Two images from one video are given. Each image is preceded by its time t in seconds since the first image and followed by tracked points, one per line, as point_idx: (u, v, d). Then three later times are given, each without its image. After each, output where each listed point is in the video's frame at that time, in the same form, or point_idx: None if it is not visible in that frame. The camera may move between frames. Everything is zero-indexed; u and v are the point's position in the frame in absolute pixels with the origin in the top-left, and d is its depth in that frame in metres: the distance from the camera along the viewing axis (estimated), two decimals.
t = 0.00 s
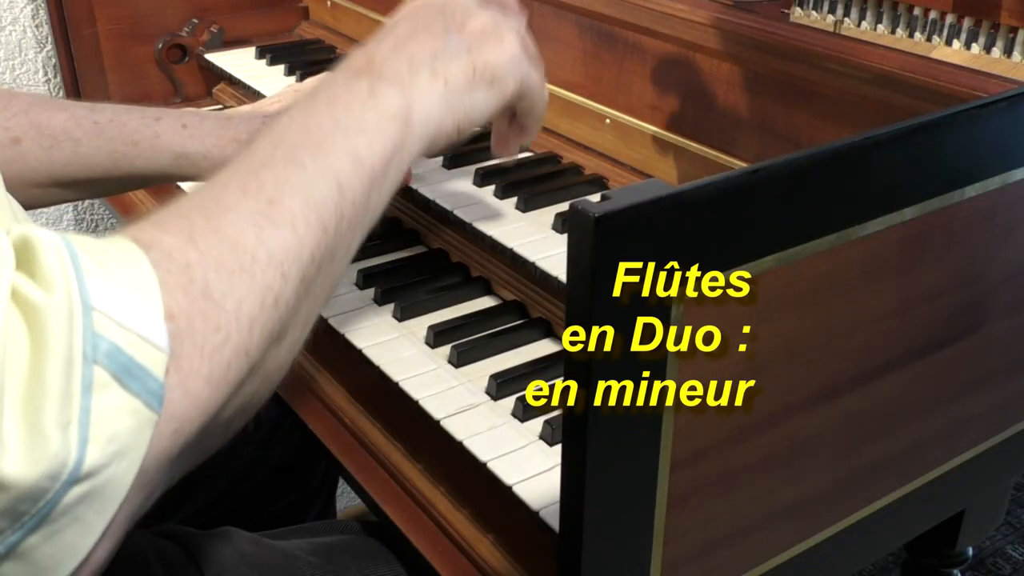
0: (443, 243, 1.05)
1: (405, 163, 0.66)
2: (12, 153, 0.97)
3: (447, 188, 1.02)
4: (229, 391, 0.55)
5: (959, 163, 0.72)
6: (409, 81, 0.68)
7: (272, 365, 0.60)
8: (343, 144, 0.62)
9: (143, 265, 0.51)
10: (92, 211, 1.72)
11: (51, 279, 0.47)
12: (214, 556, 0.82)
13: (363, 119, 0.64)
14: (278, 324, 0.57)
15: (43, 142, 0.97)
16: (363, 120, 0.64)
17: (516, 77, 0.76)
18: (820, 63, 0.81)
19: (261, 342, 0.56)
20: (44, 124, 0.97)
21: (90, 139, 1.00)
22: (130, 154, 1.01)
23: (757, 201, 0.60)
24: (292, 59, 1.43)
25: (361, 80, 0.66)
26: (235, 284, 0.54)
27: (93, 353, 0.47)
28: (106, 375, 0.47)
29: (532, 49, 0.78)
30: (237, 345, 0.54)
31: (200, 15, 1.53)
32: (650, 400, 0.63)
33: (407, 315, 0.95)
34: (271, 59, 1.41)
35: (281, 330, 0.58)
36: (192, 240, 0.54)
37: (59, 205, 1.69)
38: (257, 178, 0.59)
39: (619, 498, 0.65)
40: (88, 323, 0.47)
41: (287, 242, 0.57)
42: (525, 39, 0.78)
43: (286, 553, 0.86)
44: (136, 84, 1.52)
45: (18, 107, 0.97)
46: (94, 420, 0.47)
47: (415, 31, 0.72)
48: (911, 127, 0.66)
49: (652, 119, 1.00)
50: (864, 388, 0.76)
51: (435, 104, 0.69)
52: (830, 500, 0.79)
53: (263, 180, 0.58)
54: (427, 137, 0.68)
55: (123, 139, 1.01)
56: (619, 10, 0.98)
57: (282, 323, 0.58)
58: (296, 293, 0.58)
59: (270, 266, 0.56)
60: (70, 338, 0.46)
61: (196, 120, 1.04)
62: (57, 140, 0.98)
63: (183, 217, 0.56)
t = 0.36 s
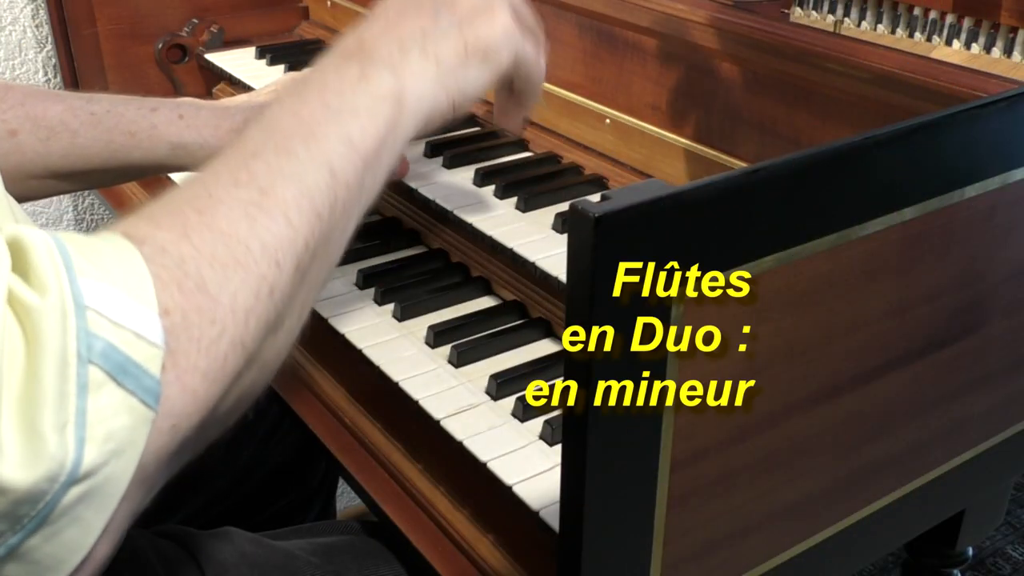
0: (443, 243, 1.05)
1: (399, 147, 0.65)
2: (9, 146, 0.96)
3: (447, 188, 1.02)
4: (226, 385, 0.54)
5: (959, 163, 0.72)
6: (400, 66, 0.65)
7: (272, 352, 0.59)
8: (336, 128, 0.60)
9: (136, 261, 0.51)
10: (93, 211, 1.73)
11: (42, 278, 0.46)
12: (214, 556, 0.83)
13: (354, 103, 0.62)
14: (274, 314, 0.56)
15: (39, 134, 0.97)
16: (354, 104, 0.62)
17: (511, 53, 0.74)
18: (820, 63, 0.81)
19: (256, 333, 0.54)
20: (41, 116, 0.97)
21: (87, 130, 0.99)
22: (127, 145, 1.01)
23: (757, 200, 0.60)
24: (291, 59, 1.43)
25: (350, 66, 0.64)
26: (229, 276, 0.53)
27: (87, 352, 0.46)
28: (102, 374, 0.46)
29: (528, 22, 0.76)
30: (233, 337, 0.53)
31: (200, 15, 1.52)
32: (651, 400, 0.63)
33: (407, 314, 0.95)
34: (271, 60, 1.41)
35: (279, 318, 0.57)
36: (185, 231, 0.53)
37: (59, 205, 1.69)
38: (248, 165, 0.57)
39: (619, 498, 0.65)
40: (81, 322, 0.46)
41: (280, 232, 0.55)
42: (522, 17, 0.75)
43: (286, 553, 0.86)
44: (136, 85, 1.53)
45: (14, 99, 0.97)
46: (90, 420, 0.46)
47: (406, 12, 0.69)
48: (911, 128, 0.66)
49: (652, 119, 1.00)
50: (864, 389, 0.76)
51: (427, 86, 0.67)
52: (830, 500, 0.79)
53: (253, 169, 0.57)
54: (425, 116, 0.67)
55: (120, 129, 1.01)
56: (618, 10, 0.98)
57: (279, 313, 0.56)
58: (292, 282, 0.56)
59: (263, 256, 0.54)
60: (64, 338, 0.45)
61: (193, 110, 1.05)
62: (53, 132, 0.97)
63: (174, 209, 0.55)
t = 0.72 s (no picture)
0: (443, 243, 1.05)
1: (391, 226, 0.67)
2: (9, 150, 0.96)
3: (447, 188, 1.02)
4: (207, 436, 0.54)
5: (960, 163, 0.72)
6: (400, 150, 0.68)
7: (250, 415, 0.59)
8: (334, 205, 0.62)
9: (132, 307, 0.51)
10: (93, 211, 1.73)
11: (40, 312, 0.46)
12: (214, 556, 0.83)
13: (352, 182, 0.64)
14: (261, 371, 0.57)
15: (39, 139, 0.97)
16: (351, 183, 0.64)
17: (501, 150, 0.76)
18: (820, 63, 0.81)
19: (243, 388, 0.55)
20: (41, 121, 0.97)
21: (86, 135, 0.99)
22: (125, 151, 1.01)
23: (757, 201, 0.60)
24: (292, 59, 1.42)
25: (351, 150, 0.67)
26: (224, 330, 0.54)
27: (80, 388, 0.46)
28: (91, 411, 0.46)
29: (521, 123, 0.78)
30: (222, 388, 0.54)
31: (200, 15, 1.53)
32: (651, 400, 0.63)
33: (407, 314, 0.95)
34: (271, 60, 1.41)
35: (262, 377, 0.58)
36: (184, 284, 0.54)
37: (59, 205, 1.69)
38: (248, 233, 0.59)
39: (619, 497, 0.65)
40: (76, 360, 0.46)
41: (274, 295, 0.57)
42: (514, 111, 0.77)
43: (287, 553, 0.86)
44: (136, 85, 1.52)
45: (14, 103, 0.97)
46: (77, 456, 0.46)
47: (411, 97, 0.73)
48: (911, 128, 0.66)
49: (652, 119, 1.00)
50: (864, 389, 0.76)
51: (425, 172, 0.69)
52: (830, 500, 0.79)
53: (252, 236, 0.58)
54: (413, 207, 0.69)
55: (119, 135, 1.01)
56: (619, 10, 0.98)
57: (264, 371, 0.57)
58: (280, 343, 0.57)
59: (257, 313, 0.56)
60: (58, 373, 0.45)
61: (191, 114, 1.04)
62: (53, 137, 0.97)
63: (175, 264, 0.56)
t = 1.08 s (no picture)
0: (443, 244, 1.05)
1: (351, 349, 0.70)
2: (13, 159, 0.97)
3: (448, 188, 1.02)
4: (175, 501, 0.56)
5: (959, 163, 0.72)
6: (343, 294, 0.72)
7: (210, 504, 0.62)
8: (293, 327, 0.67)
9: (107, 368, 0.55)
10: (93, 211, 1.72)
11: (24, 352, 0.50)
12: (213, 559, 0.83)
13: (308, 310, 0.69)
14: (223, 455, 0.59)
15: (45, 149, 0.97)
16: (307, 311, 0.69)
17: (438, 271, 0.77)
18: (820, 63, 0.81)
19: (208, 460, 0.57)
20: (48, 130, 0.97)
21: (93, 148, 0.99)
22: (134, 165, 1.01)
23: (757, 201, 0.60)
24: (292, 58, 1.42)
25: (302, 295, 0.71)
26: (193, 403, 0.57)
27: (56, 424, 0.49)
28: (67, 446, 0.50)
29: (451, 225, 0.78)
30: (190, 454, 0.56)
31: (201, 15, 1.53)
32: (651, 400, 0.63)
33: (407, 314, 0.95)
34: (271, 59, 1.41)
35: (223, 466, 0.60)
36: (159, 361, 0.59)
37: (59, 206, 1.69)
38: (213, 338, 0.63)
39: (619, 498, 0.65)
40: (53, 398, 0.50)
41: (239, 387, 0.60)
42: (450, 224, 0.78)
43: (287, 555, 0.86)
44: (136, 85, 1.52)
45: (23, 110, 0.97)
46: (49, 484, 0.49)
47: (347, 244, 0.77)
48: (910, 128, 0.66)
49: (652, 119, 1.00)
50: (864, 389, 0.76)
51: (369, 315, 0.72)
52: (830, 500, 0.79)
53: (220, 339, 0.63)
54: (369, 348, 0.71)
55: (127, 149, 1.01)
56: (620, 10, 0.98)
57: (227, 456, 0.59)
58: (242, 432, 0.60)
59: (223, 398, 0.59)
60: (35, 408, 0.49)
61: (201, 128, 1.03)
62: (59, 148, 0.98)
63: (152, 350, 0.60)
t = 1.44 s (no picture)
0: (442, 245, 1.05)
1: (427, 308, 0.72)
2: (22, 138, 0.96)
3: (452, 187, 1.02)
4: (252, 401, 0.56)
5: (959, 163, 0.72)
6: (430, 247, 0.75)
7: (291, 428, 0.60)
8: (372, 276, 0.68)
9: (166, 272, 0.56)
10: (93, 211, 1.72)
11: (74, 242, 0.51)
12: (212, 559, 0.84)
13: (389, 262, 0.71)
14: (301, 369, 0.59)
15: (53, 126, 0.96)
16: (388, 263, 0.71)
17: (518, 243, 0.81)
18: (820, 63, 0.81)
19: (284, 368, 0.58)
20: (54, 107, 0.96)
21: (103, 124, 0.99)
22: (145, 139, 1.01)
23: (757, 201, 0.60)
24: (292, 58, 1.42)
25: (390, 245, 0.73)
26: (269, 312, 0.59)
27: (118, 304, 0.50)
28: (130, 325, 0.50)
29: (536, 201, 0.83)
30: (265, 357, 0.57)
31: (201, 15, 1.52)
32: (650, 401, 0.63)
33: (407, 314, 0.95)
34: (271, 59, 1.41)
35: (301, 389, 0.60)
36: (231, 273, 0.60)
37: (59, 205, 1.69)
38: (294, 269, 0.65)
39: (619, 499, 0.65)
40: (112, 283, 0.51)
41: (316, 307, 0.62)
42: (533, 200, 0.83)
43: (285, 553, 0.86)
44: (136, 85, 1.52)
45: (29, 87, 0.96)
46: (115, 363, 0.49)
47: (428, 195, 0.80)
48: (911, 128, 0.66)
49: (652, 119, 1.00)
50: (864, 388, 0.76)
51: (449, 279, 0.75)
52: (830, 499, 0.79)
53: (308, 272, 0.65)
54: (442, 307, 0.74)
55: (137, 124, 1.00)
56: (620, 10, 0.99)
57: (306, 379, 0.60)
58: (320, 355, 0.60)
59: (300, 314, 0.60)
60: (95, 291, 0.49)
61: (215, 105, 1.04)
62: (67, 125, 0.97)
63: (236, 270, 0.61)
